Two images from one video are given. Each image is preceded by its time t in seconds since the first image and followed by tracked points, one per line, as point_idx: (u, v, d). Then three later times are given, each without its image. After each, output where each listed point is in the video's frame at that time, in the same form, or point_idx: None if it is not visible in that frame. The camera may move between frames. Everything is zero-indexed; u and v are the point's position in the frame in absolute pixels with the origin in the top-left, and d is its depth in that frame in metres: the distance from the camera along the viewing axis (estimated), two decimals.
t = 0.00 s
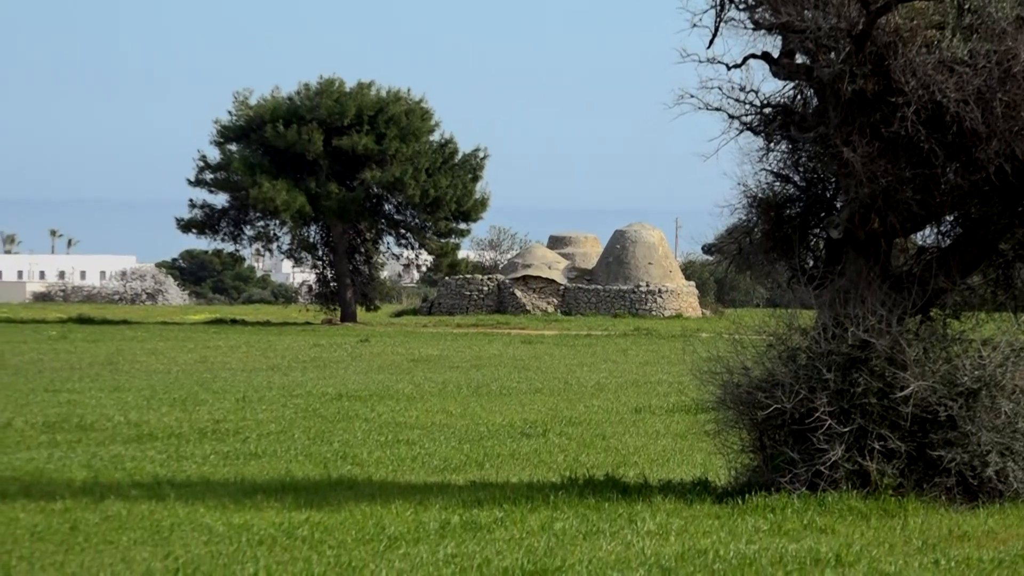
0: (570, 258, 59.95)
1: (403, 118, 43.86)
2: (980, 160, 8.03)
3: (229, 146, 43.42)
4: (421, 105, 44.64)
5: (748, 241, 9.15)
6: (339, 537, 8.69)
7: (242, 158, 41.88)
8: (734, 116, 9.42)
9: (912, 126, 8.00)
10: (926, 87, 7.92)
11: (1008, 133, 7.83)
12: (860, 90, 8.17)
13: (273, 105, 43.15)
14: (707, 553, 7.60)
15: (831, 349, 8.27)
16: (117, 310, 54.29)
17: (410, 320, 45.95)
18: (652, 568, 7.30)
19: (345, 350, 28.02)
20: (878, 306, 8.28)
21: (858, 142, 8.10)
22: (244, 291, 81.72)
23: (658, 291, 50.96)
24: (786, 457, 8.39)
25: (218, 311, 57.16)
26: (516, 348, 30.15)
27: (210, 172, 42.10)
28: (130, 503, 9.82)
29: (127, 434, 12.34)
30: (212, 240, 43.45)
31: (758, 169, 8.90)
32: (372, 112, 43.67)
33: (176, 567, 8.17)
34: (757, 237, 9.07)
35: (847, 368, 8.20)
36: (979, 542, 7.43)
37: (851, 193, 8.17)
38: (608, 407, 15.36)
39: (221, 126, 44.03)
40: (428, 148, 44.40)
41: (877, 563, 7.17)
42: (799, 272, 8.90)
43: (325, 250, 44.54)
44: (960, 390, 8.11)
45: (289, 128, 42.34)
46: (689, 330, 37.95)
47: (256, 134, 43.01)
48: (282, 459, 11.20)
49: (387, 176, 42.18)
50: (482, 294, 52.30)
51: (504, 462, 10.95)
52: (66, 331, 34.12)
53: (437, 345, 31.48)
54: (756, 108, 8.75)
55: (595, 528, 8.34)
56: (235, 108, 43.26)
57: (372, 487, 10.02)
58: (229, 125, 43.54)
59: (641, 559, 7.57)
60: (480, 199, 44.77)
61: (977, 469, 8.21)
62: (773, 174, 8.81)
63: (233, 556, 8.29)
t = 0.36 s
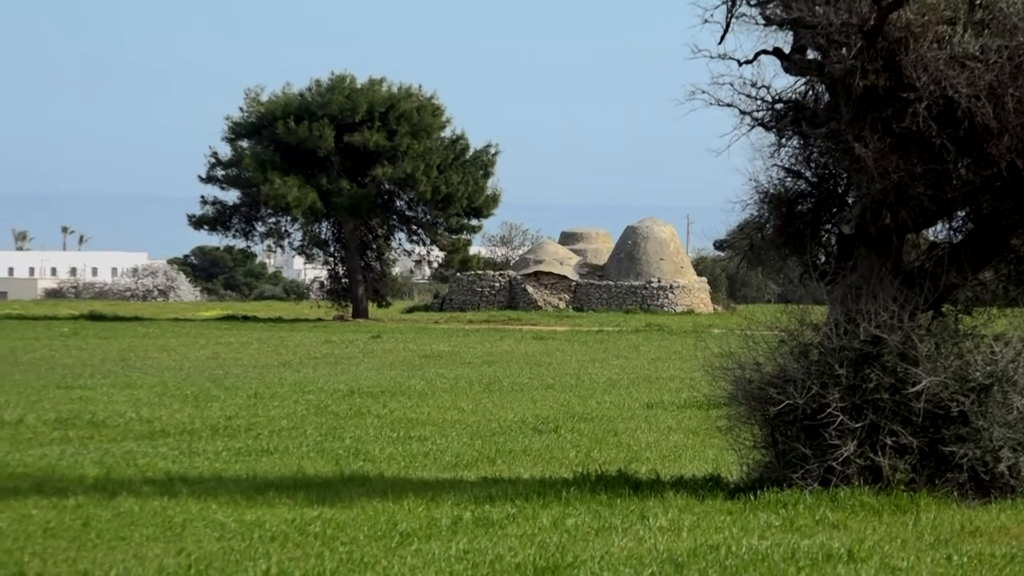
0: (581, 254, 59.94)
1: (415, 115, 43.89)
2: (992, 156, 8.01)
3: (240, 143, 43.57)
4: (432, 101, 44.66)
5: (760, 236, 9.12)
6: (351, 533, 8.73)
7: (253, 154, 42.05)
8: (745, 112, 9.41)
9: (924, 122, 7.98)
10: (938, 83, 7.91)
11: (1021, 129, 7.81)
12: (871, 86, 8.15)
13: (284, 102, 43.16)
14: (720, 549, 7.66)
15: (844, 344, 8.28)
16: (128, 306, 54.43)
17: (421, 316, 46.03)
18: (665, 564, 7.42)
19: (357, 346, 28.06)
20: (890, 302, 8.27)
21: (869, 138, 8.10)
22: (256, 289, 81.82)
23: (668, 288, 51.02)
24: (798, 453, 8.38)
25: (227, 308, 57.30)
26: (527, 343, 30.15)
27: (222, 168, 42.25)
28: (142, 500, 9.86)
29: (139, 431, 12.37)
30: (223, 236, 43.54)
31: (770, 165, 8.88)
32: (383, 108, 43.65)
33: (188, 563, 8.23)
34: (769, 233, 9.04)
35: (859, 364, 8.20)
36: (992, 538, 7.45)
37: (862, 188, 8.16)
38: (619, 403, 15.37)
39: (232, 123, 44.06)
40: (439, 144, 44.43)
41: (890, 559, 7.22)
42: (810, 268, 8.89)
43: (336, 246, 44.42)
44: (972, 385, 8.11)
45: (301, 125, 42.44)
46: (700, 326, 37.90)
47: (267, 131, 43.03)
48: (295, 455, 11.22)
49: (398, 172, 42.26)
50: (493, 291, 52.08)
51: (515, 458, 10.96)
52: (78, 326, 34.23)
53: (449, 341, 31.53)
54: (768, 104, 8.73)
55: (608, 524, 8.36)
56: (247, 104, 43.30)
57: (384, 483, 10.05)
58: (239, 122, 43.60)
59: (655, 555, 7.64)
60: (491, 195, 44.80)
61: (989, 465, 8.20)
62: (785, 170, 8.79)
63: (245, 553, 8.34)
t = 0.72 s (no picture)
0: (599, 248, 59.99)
1: (436, 112, 44.18)
2: (1004, 151, 8.12)
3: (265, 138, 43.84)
4: (453, 98, 44.92)
5: (776, 231, 9.23)
6: (374, 522, 8.92)
7: (277, 151, 42.38)
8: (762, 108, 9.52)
9: (937, 118, 8.10)
10: (951, 79, 8.02)
11: None
12: (886, 83, 8.26)
13: (308, 98, 43.60)
14: (736, 538, 7.86)
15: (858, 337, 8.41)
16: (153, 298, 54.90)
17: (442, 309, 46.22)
18: (683, 552, 7.67)
19: (379, 339, 28.32)
20: (904, 295, 8.39)
21: (884, 133, 8.21)
22: (279, 282, 82.30)
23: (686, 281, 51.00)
24: (814, 444, 8.52)
25: (250, 300, 57.72)
26: (546, 336, 30.32)
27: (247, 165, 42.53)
28: (169, 489, 10.05)
29: (166, 421, 12.59)
30: (248, 231, 43.88)
31: (786, 160, 9.00)
32: (405, 105, 43.96)
33: (215, 551, 8.44)
34: (784, 227, 9.16)
35: (874, 356, 8.33)
36: (1004, 527, 7.59)
37: (877, 183, 8.27)
38: (638, 395, 15.51)
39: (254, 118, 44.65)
40: (460, 140, 44.63)
41: (903, 548, 7.41)
42: (825, 261, 9.01)
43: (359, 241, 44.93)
44: (984, 376, 8.23)
45: (324, 122, 42.83)
46: (716, 319, 38.00)
47: (291, 127, 43.45)
48: (318, 446, 11.41)
49: (420, 168, 42.32)
50: (513, 284, 52.31)
51: (535, 448, 11.12)
52: (103, 319, 34.62)
53: (469, 334, 31.71)
54: (783, 101, 8.85)
55: (626, 513, 8.54)
56: (271, 101, 43.71)
57: (406, 472, 10.23)
58: (263, 119, 44.00)
59: (673, 543, 7.85)
60: (511, 190, 44.91)
61: (1002, 455, 8.31)
62: (800, 165, 8.90)
63: (270, 541, 8.55)
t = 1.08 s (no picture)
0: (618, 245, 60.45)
1: (463, 115, 44.73)
2: (1004, 152, 8.48)
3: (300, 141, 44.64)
4: (479, 102, 45.49)
5: (785, 228, 9.61)
6: (403, 505, 9.40)
7: (312, 152, 43.13)
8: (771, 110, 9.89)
9: (939, 121, 8.47)
10: (952, 84, 8.39)
11: None
12: (890, 87, 8.64)
13: (341, 102, 44.35)
14: (748, 520, 8.31)
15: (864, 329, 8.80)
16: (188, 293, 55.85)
17: (472, 303, 46.72)
18: (697, 534, 8.17)
19: (407, 331, 28.90)
20: (907, 289, 8.78)
21: (888, 135, 8.59)
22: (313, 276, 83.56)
23: (703, 275, 51.34)
24: (822, 431, 8.92)
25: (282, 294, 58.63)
26: (568, 328, 30.79)
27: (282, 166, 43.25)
28: (208, 474, 10.55)
29: (205, 410, 13.12)
30: (284, 229, 44.61)
31: (795, 161, 9.38)
32: (433, 109, 44.38)
33: (252, 533, 8.95)
34: (794, 225, 9.52)
35: (879, 347, 8.71)
36: (1002, 510, 8.00)
37: (881, 183, 8.65)
38: (654, 384, 15.94)
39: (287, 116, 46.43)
40: (485, 143, 45.12)
41: (907, 529, 7.84)
42: (833, 257, 9.38)
43: (389, 238, 45.62)
44: (984, 366, 8.61)
45: (356, 125, 43.55)
46: (732, 311, 38.39)
47: (324, 130, 44.14)
48: (350, 433, 11.90)
49: (447, 169, 43.05)
50: (536, 279, 52.74)
51: (556, 435, 11.56)
52: (143, 313, 35.49)
53: (494, 326, 32.20)
54: (792, 104, 9.22)
55: (643, 497, 8.99)
56: (305, 105, 44.40)
57: (434, 459, 10.70)
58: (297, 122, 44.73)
59: (688, 526, 8.34)
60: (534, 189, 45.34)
61: (1000, 442, 8.69)
62: (809, 165, 9.27)
63: (306, 524, 9.05)
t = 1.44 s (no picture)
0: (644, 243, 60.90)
1: (497, 120, 45.51)
2: (1012, 155, 8.86)
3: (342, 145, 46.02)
4: (513, 108, 46.27)
5: (804, 227, 10.00)
6: (441, 491, 9.89)
7: (353, 156, 44.44)
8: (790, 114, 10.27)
9: (950, 125, 8.86)
10: (962, 90, 8.77)
11: None
12: (903, 93, 9.02)
13: (381, 108, 45.47)
14: (769, 505, 8.76)
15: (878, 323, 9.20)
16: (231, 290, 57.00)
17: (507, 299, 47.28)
18: (721, 518, 8.65)
19: (444, 325, 29.57)
20: (920, 286, 9.17)
21: (902, 139, 8.98)
22: (350, 280, 84.55)
23: (726, 271, 51.51)
24: (839, 420, 9.33)
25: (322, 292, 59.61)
26: (598, 323, 31.31)
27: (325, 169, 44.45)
28: (256, 462, 11.10)
29: (252, 401, 13.70)
30: (327, 228, 45.41)
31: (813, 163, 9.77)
32: (468, 113, 45.41)
33: (298, 518, 9.48)
34: (812, 224, 9.92)
35: (893, 341, 9.11)
36: (1011, 496, 8.40)
37: (895, 184, 9.05)
38: (680, 376, 16.37)
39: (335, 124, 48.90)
40: (519, 147, 45.94)
41: (921, 514, 8.26)
42: (849, 255, 9.77)
43: (427, 237, 46.12)
44: (993, 358, 8.99)
45: (395, 130, 44.69)
46: (754, 307, 38.67)
47: (365, 134, 45.39)
48: (390, 423, 12.42)
49: (482, 171, 43.86)
50: (567, 276, 53.12)
51: (587, 425, 12.02)
52: (193, 309, 36.45)
53: (528, 321, 32.75)
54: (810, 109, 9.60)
55: (669, 483, 9.45)
56: (347, 111, 45.80)
57: (469, 447, 11.20)
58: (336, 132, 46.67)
59: (712, 510, 8.82)
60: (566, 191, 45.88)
61: (1009, 430, 9.07)
62: (826, 168, 9.67)
63: (348, 509, 9.56)
